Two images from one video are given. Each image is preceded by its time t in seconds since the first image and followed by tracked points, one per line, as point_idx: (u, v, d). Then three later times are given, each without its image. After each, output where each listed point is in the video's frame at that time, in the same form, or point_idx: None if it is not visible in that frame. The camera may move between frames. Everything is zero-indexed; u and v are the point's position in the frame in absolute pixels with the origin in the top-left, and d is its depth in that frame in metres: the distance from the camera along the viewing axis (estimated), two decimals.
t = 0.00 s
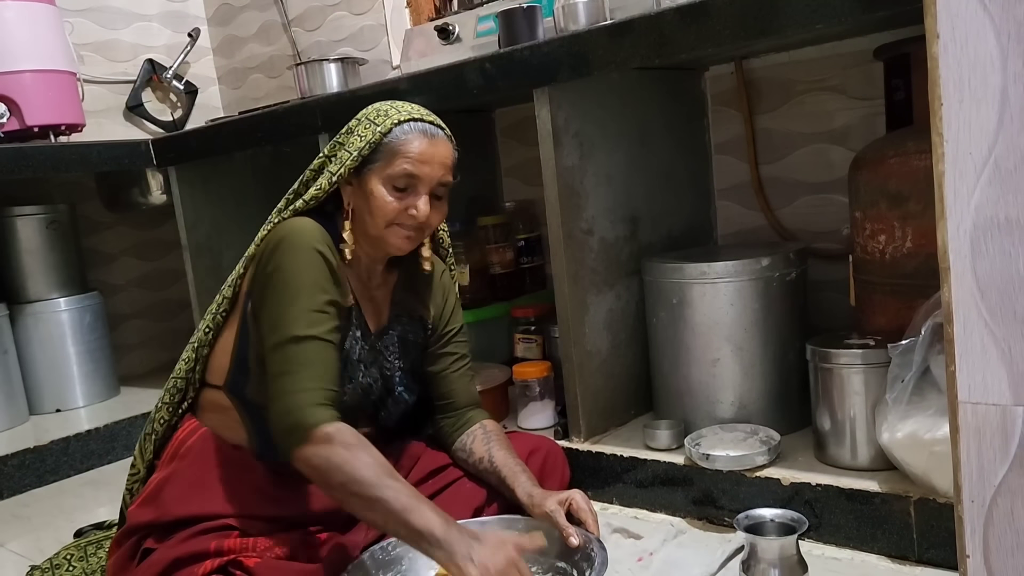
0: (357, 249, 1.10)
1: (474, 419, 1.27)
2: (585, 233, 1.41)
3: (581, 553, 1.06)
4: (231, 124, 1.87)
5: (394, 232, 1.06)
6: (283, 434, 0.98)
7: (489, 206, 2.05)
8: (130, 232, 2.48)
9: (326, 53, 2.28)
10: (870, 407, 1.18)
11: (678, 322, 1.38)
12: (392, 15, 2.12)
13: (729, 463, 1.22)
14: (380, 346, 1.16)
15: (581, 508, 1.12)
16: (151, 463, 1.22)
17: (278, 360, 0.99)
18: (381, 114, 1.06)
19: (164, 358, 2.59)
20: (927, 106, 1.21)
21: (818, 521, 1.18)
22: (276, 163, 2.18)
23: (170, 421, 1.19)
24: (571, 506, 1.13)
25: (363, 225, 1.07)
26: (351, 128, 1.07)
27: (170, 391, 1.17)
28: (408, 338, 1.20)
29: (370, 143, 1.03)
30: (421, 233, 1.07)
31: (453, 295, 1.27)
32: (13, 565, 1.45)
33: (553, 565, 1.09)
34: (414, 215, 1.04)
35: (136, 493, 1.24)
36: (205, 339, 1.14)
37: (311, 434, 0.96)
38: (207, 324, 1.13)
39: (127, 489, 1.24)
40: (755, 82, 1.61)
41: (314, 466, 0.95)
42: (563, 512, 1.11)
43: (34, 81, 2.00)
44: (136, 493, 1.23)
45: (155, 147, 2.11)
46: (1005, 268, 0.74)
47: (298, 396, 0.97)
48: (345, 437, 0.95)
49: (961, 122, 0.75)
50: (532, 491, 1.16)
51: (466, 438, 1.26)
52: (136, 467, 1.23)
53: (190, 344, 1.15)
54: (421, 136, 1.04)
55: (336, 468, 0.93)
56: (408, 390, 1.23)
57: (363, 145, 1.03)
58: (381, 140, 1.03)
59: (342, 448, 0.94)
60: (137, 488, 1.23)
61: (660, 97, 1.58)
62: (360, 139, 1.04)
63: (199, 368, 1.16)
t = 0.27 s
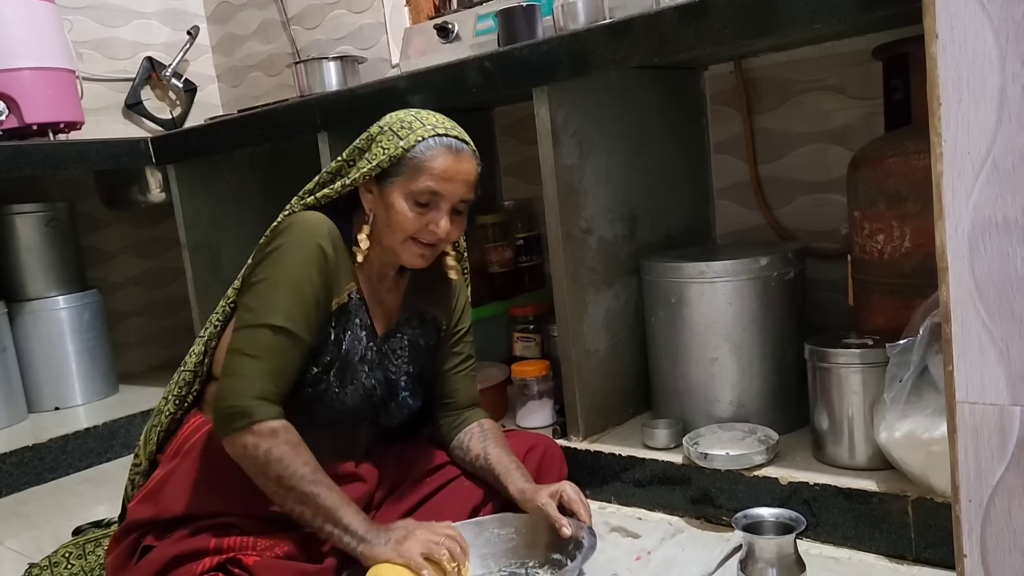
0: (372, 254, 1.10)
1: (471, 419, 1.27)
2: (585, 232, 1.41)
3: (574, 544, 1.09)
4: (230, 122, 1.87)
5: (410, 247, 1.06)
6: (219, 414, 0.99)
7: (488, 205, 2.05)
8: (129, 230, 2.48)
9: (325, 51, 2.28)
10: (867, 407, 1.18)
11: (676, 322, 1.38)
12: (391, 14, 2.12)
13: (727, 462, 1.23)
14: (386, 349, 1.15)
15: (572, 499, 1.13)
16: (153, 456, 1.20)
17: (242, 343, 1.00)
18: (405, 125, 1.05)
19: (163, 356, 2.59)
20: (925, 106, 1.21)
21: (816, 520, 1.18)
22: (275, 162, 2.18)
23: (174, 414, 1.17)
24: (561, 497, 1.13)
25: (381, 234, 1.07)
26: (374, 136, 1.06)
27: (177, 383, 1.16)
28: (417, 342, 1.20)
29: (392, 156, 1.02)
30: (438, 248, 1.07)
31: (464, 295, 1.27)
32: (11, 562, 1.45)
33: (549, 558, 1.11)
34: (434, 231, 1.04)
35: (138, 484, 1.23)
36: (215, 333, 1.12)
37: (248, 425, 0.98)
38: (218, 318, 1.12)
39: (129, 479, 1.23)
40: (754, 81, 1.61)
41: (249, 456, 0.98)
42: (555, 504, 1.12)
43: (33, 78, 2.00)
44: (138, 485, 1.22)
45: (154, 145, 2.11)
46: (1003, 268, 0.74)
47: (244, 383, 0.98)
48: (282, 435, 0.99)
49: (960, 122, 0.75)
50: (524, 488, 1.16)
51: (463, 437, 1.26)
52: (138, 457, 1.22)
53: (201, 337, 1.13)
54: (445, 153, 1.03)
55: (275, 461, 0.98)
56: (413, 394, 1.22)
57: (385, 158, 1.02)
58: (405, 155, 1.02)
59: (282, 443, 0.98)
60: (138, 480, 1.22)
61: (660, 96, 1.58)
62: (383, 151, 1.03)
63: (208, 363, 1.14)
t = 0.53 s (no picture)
0: (379, 260, 1.11)
1: (478, 418, 1.27)
2: (585, 232, 1.42)
3: (586, 550, 1.09)
4: (231, 122, 1.87)
5: (417, 254, 1.07)
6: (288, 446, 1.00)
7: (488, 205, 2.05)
8: (129, 230, 2.48)
9: (325, 51, 2.28)
10: (867, 406, 1.18)
11: (677, 322, 1.38)
12: (391, 13, 2.12)
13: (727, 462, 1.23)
14: (395, 354, 1.15)
15: (581, 507, 1.13)
16: (155, 459, 1.21)
17: (290, 371, 1.00)
18: (412, 130, 1.05)
19: (163, 356, 2.59)
20: (925, 106, 1.21)
21: (815, 520, 1.18)
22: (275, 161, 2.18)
23: (177, 417, 1.18)
24: (569, 504, 1.14)
25: (387, 240, 1.07)
26: (379, 142, 1.06)
27: (179, 388, 1.16)
28: (426, 344, 1.19)
29: (400, 163, 1.02)
30: (445, 254, 1.08)
31: (469, 298, 1.26)
32: (12, 561, 1.45)
33: (558, 563, 1.11)
34: (441, 238, 1.05)
35: (139, 485, 1.23)
36: (217, 338, 1.12)
37: (317, 451, 0.99)
38: (219, 323, 1.12)
39: (129, 481, 1.23)
40: (754, 81, 1.61)
41: (319, 481, 0.99)
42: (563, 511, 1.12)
43: (34, 78, 2.00)
44: (140, 486, 1.22)
45: (154, 144, 2.11)
46: (1002, 267, 0.75)
47: (307, 411, 0.99)
48: (349, 457, 0.99)
49: (959, 122, 0.75)
50: (530, 491, 1.16)
51: (470, 436, 1.26)
52: (140, 460, 1.22)
53: (202, 342, 1.13)
54: (452, 160, 1.03)
55: (344, 486, 0.97)
56: (422, 397, 1.22)
57: (393, 165, 1.02)
58: (412, 161, 1.03)
59: (349, 467, 0.98)
60: (140, 482, 1.22)
61: (660, 96, 1.58)
62: (390, 158, 1.03)
63: (210, 367, 1.14)
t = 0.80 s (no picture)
0: (368, 251, 1.10)
1: (473, 418, 1.27)
2: (585, 233, 1.42)
3: (581, 551, 1.08)
4: (232, 122, 1.87)
5: (405, 236, 1.07)
6: (264, 429, 1.00)
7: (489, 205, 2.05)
8: (130, 230, 2.48)
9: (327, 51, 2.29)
10: (868, 407, 1.18)
11: (678, 322, 1.38)
12: (392, 14, 2.12)
13: (727, 462, 1.23)
14: (388, 348, 1.15)
15: (579, 507, 1.13)
16: (154, 460, 1.21)
17: (271, 354, 1.00)
18: (392, 116, 1.06)
19: (164, 356, 2.59)
20: (925, 107, 1.21)
21: (816, 521, 1.18)
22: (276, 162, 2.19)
23: (175, 418, 1.18)
24: (567, 505, 1.14)
25: (375, 227, 1.07)
26: (360, 130, 1.06)
27: (175, 389, 1.16)
28: (416, 338, 1.20)
29: (383, 146, 1.03)
30: (433, 235, 1.08)
31: (459, 294, 1.27)
32: (13, 561, 1.45)
33: (553, 564, 1.10)
34: (428, 217, 1.05)
35: (138, 488, 1.23)
36: (212, 338, 1.12)
37: (290, 436, 0.98)
38: (213, 322, 1.11)
39: (129, 484, 1.24)
40: (755, 82, 1.61)
41: (297, 465, 0.98)
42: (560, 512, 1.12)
43: (36, 79, 2.01)
44: (139, 488, 1.22)
45: (155, 145, 2.11)
46: (1003, 269, 0.75)
47: (283, 395, 0.99)
48: (328, 441, 0.98)
49: (960, 124, 0.75)
50: (529, 492, 1.17)
51: (466, 436, 1.26)
52: (138, 462, 1.23)
53: (196, 344, 1.13)
54: (434, 140, 1.05)
55: (352, 480, 0.96)
56: (415, 391, 1.23)
57: (376, 148, 1.02)
58: (394, 143, 1.04)
59: (327, 450, 0.97)
60: (139, 484, 1.22)
61: (661, 97, 1.59)
62: (372, 142, 1.03)
63: (206, 368, 1.14)
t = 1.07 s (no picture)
0: (379, 258, 1.11)
1: (476, 421, 1.27)
2: (587, 234, 1.42)
3: (576, 554, 1.08)
4: (233, 124, 1.87)
5: (417, 249, 1.07)
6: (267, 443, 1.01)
7: (491, 206, 2.06)
8: (132, 231, 2.48)
9: (328, 53, 2.29)
10: (869, 408, 1.18)
11: (679, 324, 1.38)
12: (393, 16, 2.12)
13: (729, 463, 1.23)
14: (392, 354, 1.15)
15: (578, 510, 1.12)
16: (159, 458, 1.22)
17: (273, 368, 1.01)
18: (408, 128, 1.05)
19: (165, 357, 2.60)
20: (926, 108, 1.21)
21: (817, 522, 1.18)
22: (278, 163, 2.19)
23: (181, 417, 1.19)
24: (566, 508, 1.13)
25: (386, 237, 1.08)
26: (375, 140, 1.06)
27: (180, 388, 1.17)
28: (422, 345, 1.20)
29: (396, 160, 1.03)
30: (446, 249, 1.08)
31: (467, 296, 1.27)
32: (15, 562, 1.46)
33: (547, 565, 1.11)
34: (441, 232, 1.05)
35: (141, 487, 1.24)
36: (218, 338, 1.13)
37: (293, 451, 0.99)
38: (219, 323, 1.12)
39: (133, 483, 1.24)
40: (756, 83, 1.61)
41: (296, 481, 0.99)
42: (558, 514, 1.11)
43: (37, 80, 2.01)
44: (142, 487, 1.23)
45: (157, 146, 2.11)
46: (1003, 271, 0.75)
47: (285, 410, 1.00)
48: (328, 458, 0.99)
49: (960, 126, 0.76)
50: (529, 494, 1.16)
51: (468, 438, 1.26)
52: (142, 460, 1.23)
53: (202, 344, 1.14)
54: (449, 155, 1.04)
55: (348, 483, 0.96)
56: (418, 397, 1.23)
57: (390, 161, 1.03)
58: (409, 158, 1.03)
59: (328, 468, 0.99)
60: (143, 483, 1.22)
61: (663, 98, 1.59)
62: (387, 154, 1.03)
63: (212, 368, 1.15)
